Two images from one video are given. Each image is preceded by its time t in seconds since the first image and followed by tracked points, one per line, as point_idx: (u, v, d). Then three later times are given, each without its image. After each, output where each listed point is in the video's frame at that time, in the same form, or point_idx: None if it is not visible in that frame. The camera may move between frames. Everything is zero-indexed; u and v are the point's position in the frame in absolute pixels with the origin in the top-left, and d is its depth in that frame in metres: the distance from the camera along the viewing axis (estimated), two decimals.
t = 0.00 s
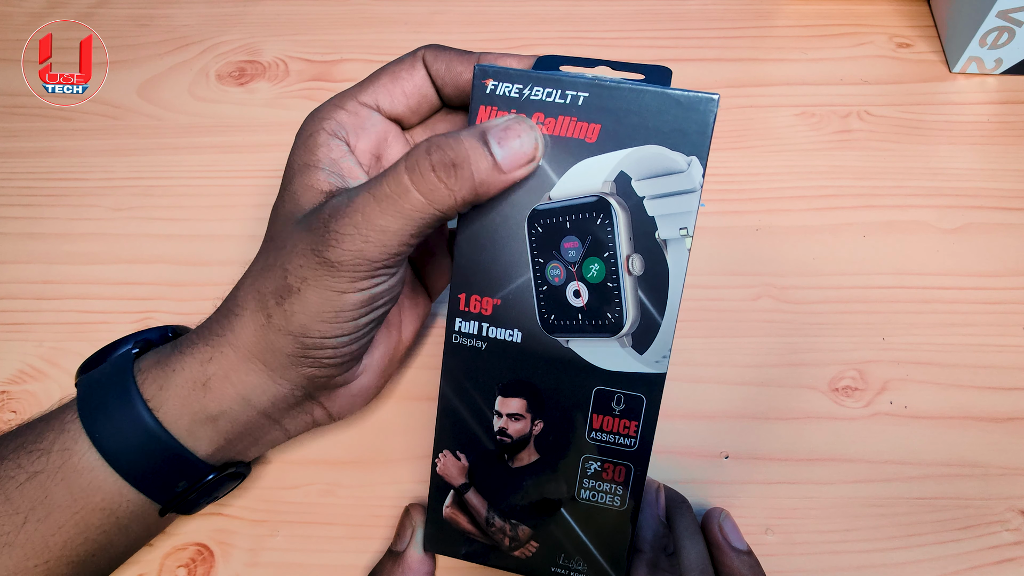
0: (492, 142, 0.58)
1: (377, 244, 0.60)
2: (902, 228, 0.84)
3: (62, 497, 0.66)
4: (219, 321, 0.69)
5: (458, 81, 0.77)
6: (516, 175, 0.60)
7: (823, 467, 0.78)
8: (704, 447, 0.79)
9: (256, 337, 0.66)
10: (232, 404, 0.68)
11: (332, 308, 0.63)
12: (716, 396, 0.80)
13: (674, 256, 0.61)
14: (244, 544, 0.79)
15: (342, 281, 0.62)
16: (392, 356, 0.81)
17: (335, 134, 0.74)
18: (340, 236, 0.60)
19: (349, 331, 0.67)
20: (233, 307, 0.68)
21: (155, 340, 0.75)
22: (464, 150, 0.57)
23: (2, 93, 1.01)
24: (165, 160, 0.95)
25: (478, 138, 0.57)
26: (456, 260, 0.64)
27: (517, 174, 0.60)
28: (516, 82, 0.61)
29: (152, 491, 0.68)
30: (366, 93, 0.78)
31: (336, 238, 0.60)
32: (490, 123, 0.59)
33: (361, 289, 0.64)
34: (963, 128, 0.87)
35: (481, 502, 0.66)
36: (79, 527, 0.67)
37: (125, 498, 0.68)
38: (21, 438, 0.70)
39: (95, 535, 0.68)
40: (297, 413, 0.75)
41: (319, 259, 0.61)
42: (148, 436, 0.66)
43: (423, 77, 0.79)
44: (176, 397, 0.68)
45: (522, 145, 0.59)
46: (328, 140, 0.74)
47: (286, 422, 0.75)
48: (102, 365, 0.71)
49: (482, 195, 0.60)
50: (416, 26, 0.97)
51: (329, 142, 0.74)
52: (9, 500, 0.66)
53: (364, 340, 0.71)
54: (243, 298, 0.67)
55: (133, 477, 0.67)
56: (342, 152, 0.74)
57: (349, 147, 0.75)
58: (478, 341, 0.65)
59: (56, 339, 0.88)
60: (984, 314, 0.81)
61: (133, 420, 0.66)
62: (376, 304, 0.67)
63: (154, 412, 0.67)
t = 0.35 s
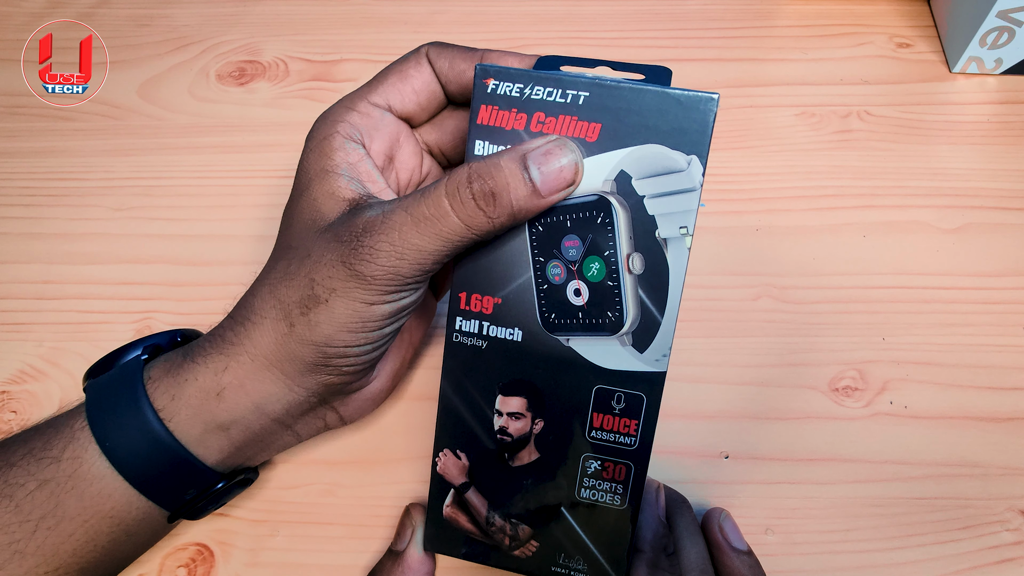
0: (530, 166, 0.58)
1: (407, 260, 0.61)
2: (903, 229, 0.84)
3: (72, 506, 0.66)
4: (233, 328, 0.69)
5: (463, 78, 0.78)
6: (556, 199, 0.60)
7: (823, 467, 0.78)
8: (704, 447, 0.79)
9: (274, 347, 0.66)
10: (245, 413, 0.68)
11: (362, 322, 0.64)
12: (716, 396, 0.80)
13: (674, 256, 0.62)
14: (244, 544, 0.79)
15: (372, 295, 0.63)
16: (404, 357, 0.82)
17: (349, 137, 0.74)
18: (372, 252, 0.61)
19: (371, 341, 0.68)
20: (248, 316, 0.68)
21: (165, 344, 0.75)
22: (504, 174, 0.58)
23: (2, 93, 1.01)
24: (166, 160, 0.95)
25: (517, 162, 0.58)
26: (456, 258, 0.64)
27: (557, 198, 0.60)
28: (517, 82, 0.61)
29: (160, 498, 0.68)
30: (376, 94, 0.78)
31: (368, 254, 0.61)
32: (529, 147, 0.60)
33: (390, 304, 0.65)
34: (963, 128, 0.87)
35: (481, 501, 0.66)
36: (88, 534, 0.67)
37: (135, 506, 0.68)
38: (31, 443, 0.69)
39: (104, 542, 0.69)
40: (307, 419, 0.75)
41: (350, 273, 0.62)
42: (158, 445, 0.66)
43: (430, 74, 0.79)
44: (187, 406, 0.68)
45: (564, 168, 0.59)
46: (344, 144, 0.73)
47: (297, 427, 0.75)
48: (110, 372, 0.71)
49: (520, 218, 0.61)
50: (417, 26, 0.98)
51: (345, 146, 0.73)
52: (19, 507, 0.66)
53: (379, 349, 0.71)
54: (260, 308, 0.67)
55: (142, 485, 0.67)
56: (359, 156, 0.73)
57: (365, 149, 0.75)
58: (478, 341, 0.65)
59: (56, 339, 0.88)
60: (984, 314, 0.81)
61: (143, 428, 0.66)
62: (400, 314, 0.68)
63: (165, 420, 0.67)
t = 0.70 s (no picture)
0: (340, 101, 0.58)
1: (272, 212, 0.58)
2: (903, 229, 0.84)
3: (54, 504, 0.67)
4: (202, 331, 0.70)
5: (459, 77, 0.77)
6: (415, 144, 0.60)
7: (823, 467, 0.78)
8: (704, 447, 0.79)
9: (228, 343, 0.66)
10: (219, 412, 0.69)
11: (248, 290, 0.62)
12: (716, 396, 0.80)
13: (673, 258, 0.62)
14: (244, 544, 0.79)
15: (252, 261, 0.61)
16: (386, 358, 0.80)
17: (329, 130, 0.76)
18: (236, 208, 0.59)
19: (296, 332, 0.65)
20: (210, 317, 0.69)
21: (145, 343, 0.76)
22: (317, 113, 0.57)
23: (3, 93, 1.01)
24: (165, 160, 0.95)
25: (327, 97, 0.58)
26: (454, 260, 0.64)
27: (414, 143, 0.60)
28: (514, 83, 0.61)
29: (144, 496, 0.68)
30: (365, 90, 0.78)
31: (233, 211, 0.60)
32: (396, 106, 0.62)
33: (290, 266, 0.62)
34: (963, 128, 0.87)
35: (481, 503, 0.66)
36: (72, 533, 0.67)
37: (117, 504, 0.68)
38: (12, 445, 0.70)
39: (88, 542, 0.69)
40: (289, 420, 0.75)
41: (223, 239, 0.61)
42: (138, 443, 0.67)
43: (423, 73, 0.78)
44: (162, 405, 0.69)
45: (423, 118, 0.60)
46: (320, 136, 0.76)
47: (277, 428, 0.75)
48: (92, 371, 0.72)
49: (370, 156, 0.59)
50: (416, 26, 0.98)
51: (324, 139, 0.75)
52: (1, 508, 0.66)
53: (340, 347, 0.70)
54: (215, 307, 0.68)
55: (126, 482, 0.67)
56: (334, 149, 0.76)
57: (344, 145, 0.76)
58: (478, 343, 0.65)
59: (56, 339, 0.88)
60: (984, 314, 0.81)
61: (121, 424, 0.66)
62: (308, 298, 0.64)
63: (144, 417, 0.68)
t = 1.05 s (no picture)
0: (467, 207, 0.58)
1: (394, 281, 0.61)
2: (903, 229, 0.84)
3: (61, 507, 0.67)
4: (220, 333, 0.69)
5: (460, 77, 0.78)
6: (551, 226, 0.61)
7: (823, 467, 0.78)
8: (704, 447, 0.79)
9: (261, 354, 0.66)
10: (233, 417, 0.69)
11: (345, 337, 0.65)
12: (716, 396, 0.80)
13: (673, 257, 0.62)
14: (244, 544, 0.79)
15: (357, 315, 0.63)
16: (389, 359, 0.81)
17: (340, 141, 0.73)
18: (360, 271, 0.60)
19: (358, 356, 0.69)
20: (234, 321, 0.68)
21: (151, 345, 0.75)
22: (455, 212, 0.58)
23: (2, 93, 1.01)
24: (166, 160, 0.95)
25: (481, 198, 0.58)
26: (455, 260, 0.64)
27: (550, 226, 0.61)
28: (515, 83, 0.61)
29: (153, 499, 0.68)
30: (368, 94, 0.78)
31: (355, 273, 0.61)
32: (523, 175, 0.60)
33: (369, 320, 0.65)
34: (963, 128, 0.87)
35: (481, 502, 0.66)
36: (78, 535, 0.67)
37: (124, 507, 0.68)
38: (19, 446, 0.70)
39: (95, 543, 0.69)
40: (296, 422, 0.75)
41: (336, 291, 0.61)
42: (150, 448, 0.66)
43: (424, 73, 0.79)
44: (175, 408, 0.68)
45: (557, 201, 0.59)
46: (334, 150, 0.72)
47: (286, 429, 0.75)
48: (100, 373, 0.71)
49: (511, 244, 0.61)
50: (417, 26, 0.98)
51: (336, 151, 0.73)
52: (8, 510, 0.66)
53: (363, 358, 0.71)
54: (246, 313, 0.66)
55: (134, 485, 0.67)
56: (349, 162, 0.73)
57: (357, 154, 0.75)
58: (478, 342, 0.65)
59: (56, 339, 0.88)
60: (984, 314, 0.81)
61: (133, 429, 0.66)
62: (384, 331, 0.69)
63: (154, 422, 0.67)
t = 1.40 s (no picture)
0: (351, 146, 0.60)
1: (288, 224, 0.58)
2: (903, 229, 0.84)
3: (46, 506, 0.66)
4: (197, 333, 0.70)
5: (455, 79, 0.77)
6: (429, 220, 0.65)
7: (823, 467, 0.78)
8: (704, 447, 0.79)
9: (221, 347, 0.66)
10: (213, 416, 0.69)
11: (254, 299, 0.62)
12: (715, 396, 0.80)
13: (671, 255, 0.62)
14: (244, 544, 0.79)
15: (257, 270, 0.60)
16: (377, 361, 0.79)
17: (321, 136, 0.75)
18: (252, 211, 0.59)
19: (294, 339, 0.65)
20: (205, 320, 0.69)
21: (139, 345, 0.75)
22: (339, 153, 0.59)
23: (3, 93, 1.01)
24: (165, 160, 0.95)
25: (370, 144, 0.60)
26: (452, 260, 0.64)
27: (429, 218, 0.64)
28: (512, 83, 0.61)
29: (139, 500, 0.68)
30: (360, 95, 0.78)
31: (250, 215, 0.59)
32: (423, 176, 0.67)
33: (287, 284, 0.62)
34: (963, 128, 0.87)
35: (481, 502, 0.66)
36: (64, 535, 0.67)
37: (110, 506, 0.68)
38: (4, 447, 0.70)
39: (81, 543, 0.68)
40: (281, 423, 0.75)
41: (227, 244, 0.60)
42: (133, 447, 0.66)
43: (417, 77, 0.78)
44: (156, 406, 0.68)
45: (443, 203, 0.65)
46: (313, 142, 0.74)
47: (270, 432, 0.75)
48: (85, 374, 0.71)
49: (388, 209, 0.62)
50: (416, 26, 0.97)
51: (313, 144, 0.74)
52: None
53: (329, 351, 0.69)
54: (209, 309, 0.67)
55: (119, 486, 0.67)
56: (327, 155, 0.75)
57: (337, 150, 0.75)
58: (477, 341, 0.65)
59: (56, 339, 0.88)
60: (984, 314, 0.81)
61: (115, 430, 0.66)
62: (311, 308, 0.64)
63: (137, 420, 0.68)
